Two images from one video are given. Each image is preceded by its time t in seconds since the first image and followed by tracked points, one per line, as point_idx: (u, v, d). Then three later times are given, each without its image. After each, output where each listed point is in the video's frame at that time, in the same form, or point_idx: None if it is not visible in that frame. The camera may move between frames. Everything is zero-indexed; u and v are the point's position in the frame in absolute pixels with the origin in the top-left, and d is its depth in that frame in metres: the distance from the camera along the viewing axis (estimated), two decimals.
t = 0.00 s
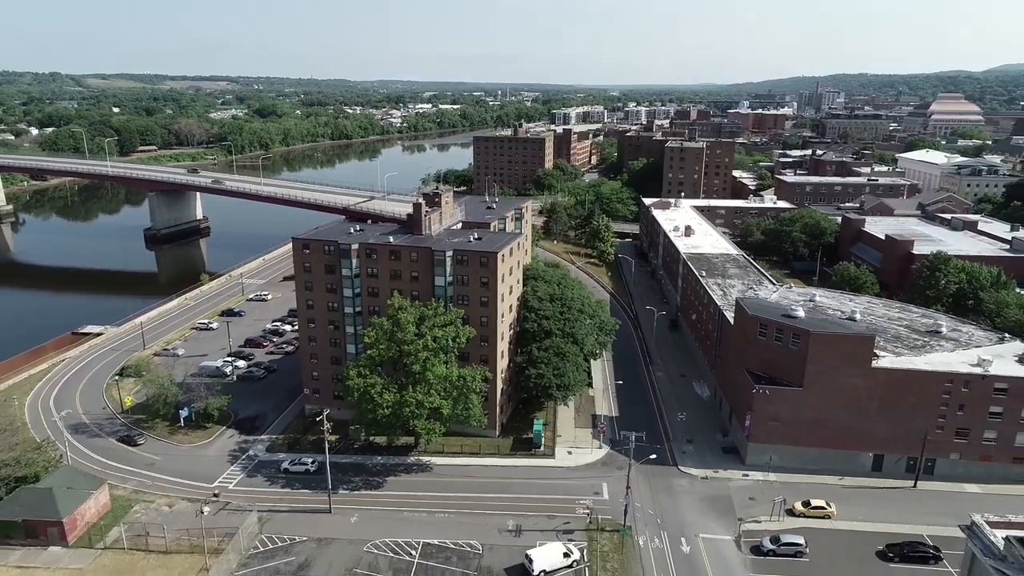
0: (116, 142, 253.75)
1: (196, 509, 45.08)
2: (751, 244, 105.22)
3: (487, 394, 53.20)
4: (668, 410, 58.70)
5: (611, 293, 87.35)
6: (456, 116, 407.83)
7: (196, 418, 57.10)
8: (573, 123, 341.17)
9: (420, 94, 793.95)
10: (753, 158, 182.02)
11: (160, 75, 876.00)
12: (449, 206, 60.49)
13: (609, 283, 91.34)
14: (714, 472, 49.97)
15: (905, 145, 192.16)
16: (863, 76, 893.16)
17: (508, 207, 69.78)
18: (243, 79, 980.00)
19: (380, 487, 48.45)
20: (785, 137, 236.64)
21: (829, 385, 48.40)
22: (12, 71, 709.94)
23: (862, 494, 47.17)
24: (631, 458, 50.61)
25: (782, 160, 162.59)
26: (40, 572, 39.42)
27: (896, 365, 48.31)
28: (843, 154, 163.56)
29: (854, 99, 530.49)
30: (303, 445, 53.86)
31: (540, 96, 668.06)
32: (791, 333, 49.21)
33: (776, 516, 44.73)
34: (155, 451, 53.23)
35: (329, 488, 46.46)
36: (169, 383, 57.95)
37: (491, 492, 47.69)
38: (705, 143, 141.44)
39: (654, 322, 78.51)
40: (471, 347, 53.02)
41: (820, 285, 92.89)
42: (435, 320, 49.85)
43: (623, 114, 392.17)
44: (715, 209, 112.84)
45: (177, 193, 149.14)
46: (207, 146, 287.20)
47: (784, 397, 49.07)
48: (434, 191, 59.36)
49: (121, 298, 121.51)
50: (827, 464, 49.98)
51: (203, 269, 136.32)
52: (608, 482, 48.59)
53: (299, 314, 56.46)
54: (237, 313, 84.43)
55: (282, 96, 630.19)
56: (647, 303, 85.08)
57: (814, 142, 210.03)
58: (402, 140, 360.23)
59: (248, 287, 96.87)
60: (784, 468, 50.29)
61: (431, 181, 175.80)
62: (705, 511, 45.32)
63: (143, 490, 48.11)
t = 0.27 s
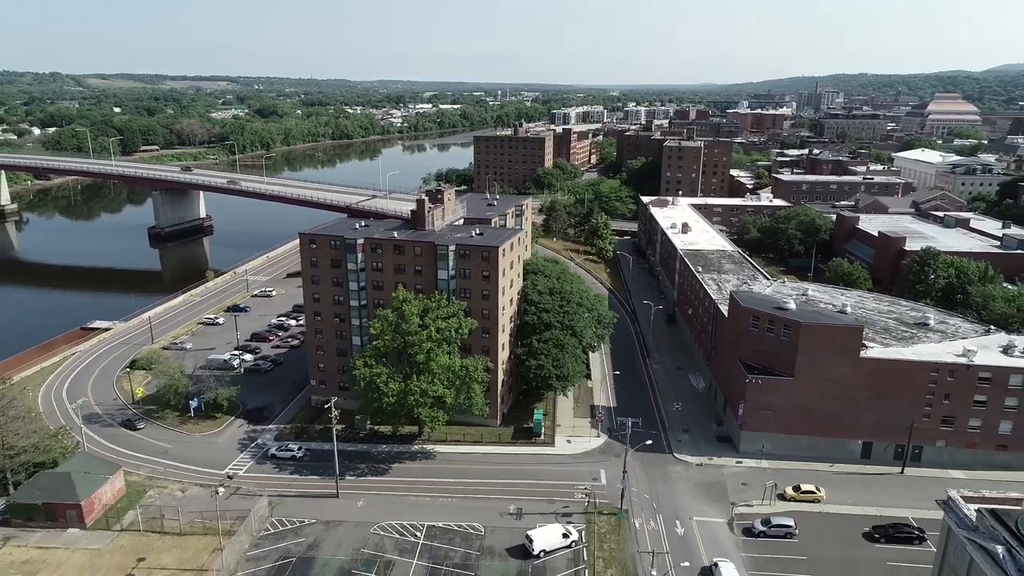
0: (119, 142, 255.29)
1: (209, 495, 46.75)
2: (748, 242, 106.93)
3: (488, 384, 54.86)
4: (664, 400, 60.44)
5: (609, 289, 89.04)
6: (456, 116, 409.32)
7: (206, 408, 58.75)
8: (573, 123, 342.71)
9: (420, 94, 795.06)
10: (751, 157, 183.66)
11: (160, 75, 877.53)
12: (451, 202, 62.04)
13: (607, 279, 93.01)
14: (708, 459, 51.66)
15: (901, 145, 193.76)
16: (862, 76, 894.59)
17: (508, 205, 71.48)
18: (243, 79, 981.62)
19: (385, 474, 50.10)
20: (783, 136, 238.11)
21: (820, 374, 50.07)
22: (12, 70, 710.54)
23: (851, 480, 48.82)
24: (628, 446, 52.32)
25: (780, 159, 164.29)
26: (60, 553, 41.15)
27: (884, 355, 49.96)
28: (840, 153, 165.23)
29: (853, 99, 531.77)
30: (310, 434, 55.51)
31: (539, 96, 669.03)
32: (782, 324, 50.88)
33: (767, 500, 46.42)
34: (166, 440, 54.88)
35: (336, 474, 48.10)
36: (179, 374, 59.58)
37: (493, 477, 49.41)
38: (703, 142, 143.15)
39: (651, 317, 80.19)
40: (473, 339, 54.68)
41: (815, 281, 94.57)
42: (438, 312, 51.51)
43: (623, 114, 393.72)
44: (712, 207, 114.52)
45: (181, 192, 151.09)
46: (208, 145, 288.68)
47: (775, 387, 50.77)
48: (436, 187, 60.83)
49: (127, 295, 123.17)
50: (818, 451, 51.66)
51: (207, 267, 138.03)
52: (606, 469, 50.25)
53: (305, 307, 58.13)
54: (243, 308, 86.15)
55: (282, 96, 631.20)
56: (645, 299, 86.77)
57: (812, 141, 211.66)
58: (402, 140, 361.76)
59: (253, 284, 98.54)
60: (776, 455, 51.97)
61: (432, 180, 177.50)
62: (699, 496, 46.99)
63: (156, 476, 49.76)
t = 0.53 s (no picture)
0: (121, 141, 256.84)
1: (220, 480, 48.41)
2: (744, 239, 108.63)
3: (490, 375, 56.48)
4: (661, 391, 62.15)
5: (608, 286, 90.77)
6: (456, 116, 411.00)
7: (215, 399, 60.44)
8: (573, 123, 344.26)
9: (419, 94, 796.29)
10: (749, 156, 185.34)
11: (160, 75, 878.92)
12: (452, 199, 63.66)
13: (605, 276, 94.74)
14: (703, 447, 53.34)
15: (898, 144, 195.38)
16: (861, 77, 896.16)
17: (509, 202, 73.17)
18: (243, 79, 983.19)
19: (390, 461, 51.78)
20: (781, 136, 239.74)
21: (810, 365, 51.78)
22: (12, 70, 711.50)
23: (841, 466, 50.47)
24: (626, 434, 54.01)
25: (777, 158, 166.00)
26: (79, 534, 42.82)
27: (873, 346, 51.60)
28: (837, 152, 166.90)
29: (851, 99, 533.17)
30: (317, 423, 57.17)
31: (539, 96, 669.53)
32: (775, 317, 52.56)
33: (759, 485, 48.11)
34: (178, 429, 56.58)
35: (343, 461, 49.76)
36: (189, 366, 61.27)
37: (495, 465, 51.07)
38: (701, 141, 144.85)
39: (649, 312, 81.85)
40: (475, 331, 56.34)
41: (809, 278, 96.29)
42: (441, 305, 53.16)
43: (622, 114, 395.33)
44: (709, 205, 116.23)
45: (185, 191, 153.08)
46: (210, 145, 290.19)
47: (768, 377, 52.46)
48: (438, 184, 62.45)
49: (132, 292, 124.92)
50: (809, 439, 53.33)
51: (211, 265, 139.80)
52: (604, 456, 51.95)
53: (312, 301, 59.78)
54: (248, 304, 87.83)
55: (282, 96, 632.34)
56: (643, 295, 88.44)
57: (809, 141, 213.37)
58: (403, 140, 363.30)
59: (257, 280, 100.21)
60: (769, 444, 53.66)
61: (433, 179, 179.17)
62: (694, 482, 48.67)
63: (169, 463, 51.46)
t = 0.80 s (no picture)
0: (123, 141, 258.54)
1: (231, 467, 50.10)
2: (741, 237, 110.37)
3: (491, 366, 58.17)
4: (657, 383, 63.95)
5: (607, 282, 92.54)
6: (456, 116, 412.73)
7: (224, 391, 62.12)
8: (572, 123, 345.91)
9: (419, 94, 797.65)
10: (747, 156, 187.06)
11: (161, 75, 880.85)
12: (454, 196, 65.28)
13: (605, 272, 96.44)
14: (699, 436, 55.04)
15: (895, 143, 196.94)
16: (860, 76, 897.82)
17: (510, 199, 74.89)
18: (243, 79, 984.94)
19: (395, 449, 53.47)
20: (779, 135, 241.54)
21: (802, 355, 53.47)
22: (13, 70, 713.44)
23: (832, 454, 52.15)
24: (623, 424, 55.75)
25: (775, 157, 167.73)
26: (97, 517, 44.49)
27: (863, 338, 53.28)
28: (834, 152, 168.62)
29: (850, 99, 534.61)
30: (324, 413, 58.85)
31: (538, 95, 670.69)
32: (767, 309, 54.26)
33: (752, 471, 49.80)
34: (188, 419, 58.30)
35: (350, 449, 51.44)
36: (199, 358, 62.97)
37: (496, 452, 52.74)
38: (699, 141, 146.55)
39: (647, 307, 83.56)
40: (477, 323, 58.02)
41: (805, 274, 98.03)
42: (444, 298, 54.84)
43: (622, 115, 397.03)
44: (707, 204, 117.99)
45: (189, 190, 154.96)
46: (211, 144, 291.85)
47: (761, 368, 54.17)
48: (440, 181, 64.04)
49: (138, 290, 126.70)
50: (801, 428, 55.01)
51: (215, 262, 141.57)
52: (603, 444, 53.62)
53: (318, 295, 61.47)
54: (254, 299, 89.55)
55: (282, 96, 633.80)
56: (641, 291, 90.14)
57: (807, 140, 215.09)
58: (403, 140, 364.92)
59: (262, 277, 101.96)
60: (762, 432, 55.33)
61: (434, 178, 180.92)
62: (689, 468, 50.34)
63: (181, 451, 53.11)
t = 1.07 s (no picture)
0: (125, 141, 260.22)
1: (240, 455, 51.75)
2: (738, 234, 112.08)
3: (492, 357, 59.89)
4: (654, 375, 65.67)
5: (605, 279, 94.24)
6: (456, 116, 414.42)
7: (232, 382, 63.79)
8: (572, 123, 347.56)
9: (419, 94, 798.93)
10: (745, 155, 188.80)
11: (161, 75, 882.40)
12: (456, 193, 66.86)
13: (603, 269, 98.14)
14: (694, 425, 56.74)
15: (892, 143, 198.49)
16: (859, 76, 899.52)
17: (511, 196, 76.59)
18: (243, 79, 986.67)
19: (398, 437, 55.17)
20: (777, 135, 243.35)
21: (794, 346, 55.14)
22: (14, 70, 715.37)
23: (822, 442, 53.84)
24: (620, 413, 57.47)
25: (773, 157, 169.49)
26: (112, 501, 46.18)
27: (852, 329, 54.99)
28: (830, 151, 170.34)
29: (849, 99, 536.12)
30: (329, 404, 60.53)
31: (538, 95, 672.61)
32: (760, 302, 55.94)
33: (745, 458, 51.49)
34: (197, 409, 59.98)
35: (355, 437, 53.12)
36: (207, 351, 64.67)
37: (497, 441, 54.39)
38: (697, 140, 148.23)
39: (645, 303, 85.20)
40: (478, 316, 59.67)
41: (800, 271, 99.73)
42: (446, 291, 56.49)
43: (621, 114, 398.69)
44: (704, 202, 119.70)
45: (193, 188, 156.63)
46: (213, 144, 293.45)
47: (754, 359, 55.83)
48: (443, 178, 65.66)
49: (143, 287, 128.42)
50: (793, 417, 56.69)
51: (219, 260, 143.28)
52: (600, 433, 55.29)
53: (324, 289, 63.12)
54: (259, 295, 91.19)
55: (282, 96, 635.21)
56: (638, 287, 91.80)
57: (805, 140, 216.86)
58: (403, 140, 366.49)
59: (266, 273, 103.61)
60: (755, 422, 57.01)
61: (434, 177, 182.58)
62: (684, 455, 52.00)
63: (191, 439, 54.80)
